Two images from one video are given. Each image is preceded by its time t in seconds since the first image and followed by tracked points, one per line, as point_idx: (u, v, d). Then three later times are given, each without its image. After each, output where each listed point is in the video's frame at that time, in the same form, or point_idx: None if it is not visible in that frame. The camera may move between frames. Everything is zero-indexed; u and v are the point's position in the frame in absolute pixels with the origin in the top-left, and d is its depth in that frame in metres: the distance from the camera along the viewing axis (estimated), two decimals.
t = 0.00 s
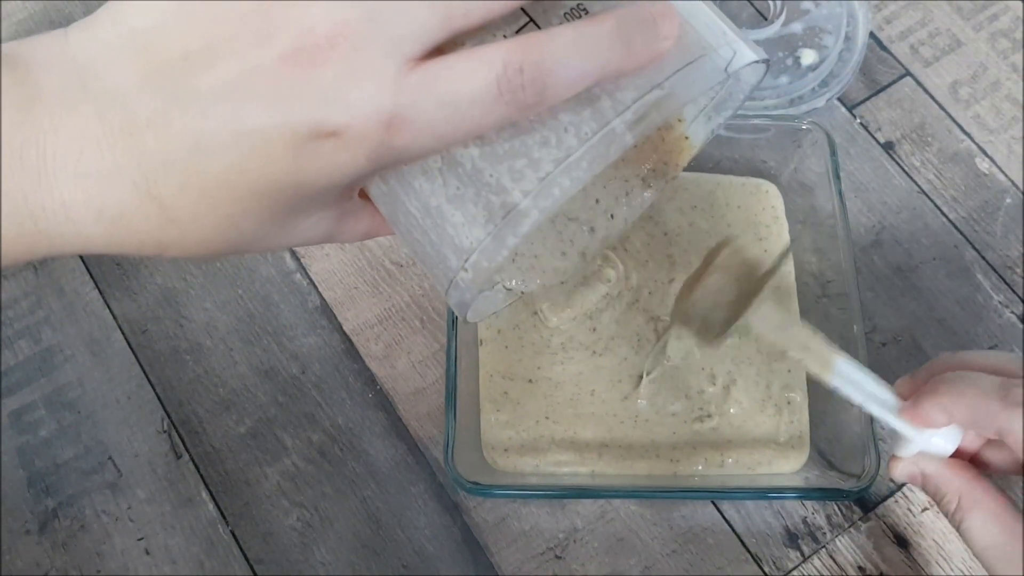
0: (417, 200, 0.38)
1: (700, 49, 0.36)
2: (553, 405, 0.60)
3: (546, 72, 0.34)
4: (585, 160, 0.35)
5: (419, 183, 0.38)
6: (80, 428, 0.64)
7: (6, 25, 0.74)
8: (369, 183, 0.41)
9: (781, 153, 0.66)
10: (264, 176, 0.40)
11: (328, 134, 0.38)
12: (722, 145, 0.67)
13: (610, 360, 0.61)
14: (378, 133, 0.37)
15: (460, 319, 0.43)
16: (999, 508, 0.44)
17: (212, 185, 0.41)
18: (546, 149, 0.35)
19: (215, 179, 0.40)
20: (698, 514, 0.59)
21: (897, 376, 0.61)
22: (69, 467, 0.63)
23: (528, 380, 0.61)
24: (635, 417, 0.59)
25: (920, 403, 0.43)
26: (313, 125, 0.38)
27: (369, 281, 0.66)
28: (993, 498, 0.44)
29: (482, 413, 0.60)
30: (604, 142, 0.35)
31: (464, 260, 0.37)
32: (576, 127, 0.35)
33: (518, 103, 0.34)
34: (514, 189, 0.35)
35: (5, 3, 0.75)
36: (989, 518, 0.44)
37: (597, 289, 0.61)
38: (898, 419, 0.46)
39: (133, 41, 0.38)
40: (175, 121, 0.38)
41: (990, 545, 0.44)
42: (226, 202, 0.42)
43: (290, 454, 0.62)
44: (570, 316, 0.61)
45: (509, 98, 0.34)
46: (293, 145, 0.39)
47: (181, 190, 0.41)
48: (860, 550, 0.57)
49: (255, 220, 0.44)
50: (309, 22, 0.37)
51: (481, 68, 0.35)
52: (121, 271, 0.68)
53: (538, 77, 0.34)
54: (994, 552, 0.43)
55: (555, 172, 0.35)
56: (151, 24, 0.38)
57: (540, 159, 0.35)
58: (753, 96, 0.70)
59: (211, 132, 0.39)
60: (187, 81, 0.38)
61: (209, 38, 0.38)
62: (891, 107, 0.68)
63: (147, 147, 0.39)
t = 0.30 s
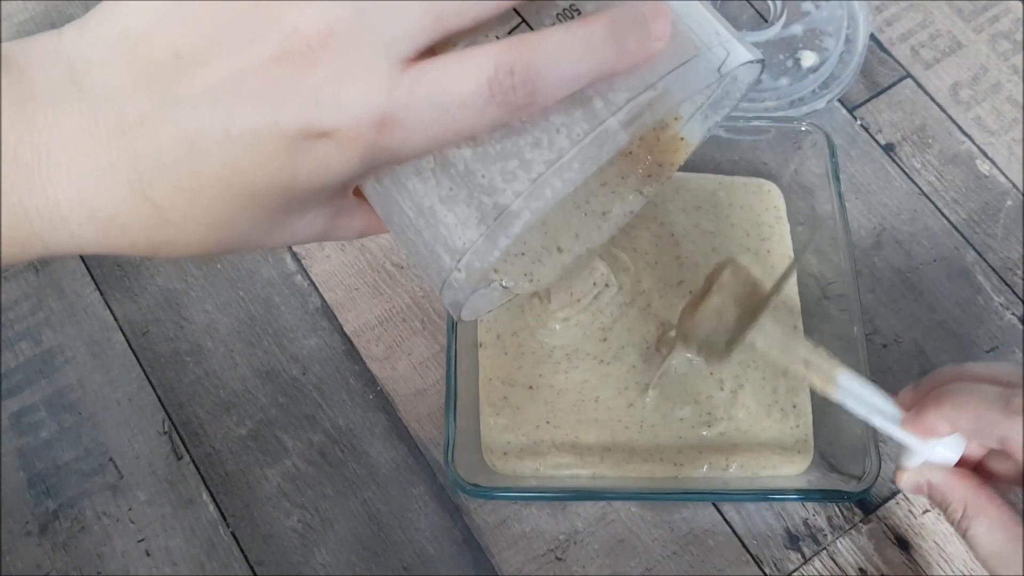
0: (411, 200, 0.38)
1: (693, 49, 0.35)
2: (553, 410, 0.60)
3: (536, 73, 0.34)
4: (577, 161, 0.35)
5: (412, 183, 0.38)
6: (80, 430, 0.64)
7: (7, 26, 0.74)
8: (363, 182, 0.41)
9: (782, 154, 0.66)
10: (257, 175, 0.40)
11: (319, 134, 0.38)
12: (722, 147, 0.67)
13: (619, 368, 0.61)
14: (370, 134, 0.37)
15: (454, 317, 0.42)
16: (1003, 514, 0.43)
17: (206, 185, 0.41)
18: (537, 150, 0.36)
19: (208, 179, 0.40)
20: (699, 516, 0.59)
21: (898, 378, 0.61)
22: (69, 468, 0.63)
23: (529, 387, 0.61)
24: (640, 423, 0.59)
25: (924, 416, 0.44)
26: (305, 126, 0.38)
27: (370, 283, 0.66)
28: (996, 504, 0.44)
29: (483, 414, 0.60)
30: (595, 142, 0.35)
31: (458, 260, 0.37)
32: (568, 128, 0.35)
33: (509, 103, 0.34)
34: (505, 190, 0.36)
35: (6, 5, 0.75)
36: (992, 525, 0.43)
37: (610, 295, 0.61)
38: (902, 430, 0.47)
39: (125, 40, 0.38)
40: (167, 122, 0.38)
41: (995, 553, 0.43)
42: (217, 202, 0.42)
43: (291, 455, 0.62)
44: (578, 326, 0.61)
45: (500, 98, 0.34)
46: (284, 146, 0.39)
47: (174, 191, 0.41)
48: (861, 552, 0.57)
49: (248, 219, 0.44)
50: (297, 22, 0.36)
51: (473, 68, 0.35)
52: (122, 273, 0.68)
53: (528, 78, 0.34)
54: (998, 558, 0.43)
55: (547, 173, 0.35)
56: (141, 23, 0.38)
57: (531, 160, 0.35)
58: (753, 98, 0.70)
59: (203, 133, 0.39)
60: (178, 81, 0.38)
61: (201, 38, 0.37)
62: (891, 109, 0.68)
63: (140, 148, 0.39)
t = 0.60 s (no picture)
0: (395, 211, 0.38)
1: (663, 47, 0.35)
2: (554, 411, 0.60)
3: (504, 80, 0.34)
4: (552, 167, 0.35)
5: (396, 197, 0.38)
6: (80, 429, 0.64)
7: (7, 26, 0.74)
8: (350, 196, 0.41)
9: (782, 154, 0.66)
10: (238, 201, 0.40)
11: (296, 155, 0.38)
12: (722, 147, 0.67)
13: (622, 372, 0.61)
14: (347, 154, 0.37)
15: (447, 321, 0.42)
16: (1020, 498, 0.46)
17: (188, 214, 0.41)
18: (514, 157, 0.35)
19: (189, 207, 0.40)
20: (698, 516, 0.59)
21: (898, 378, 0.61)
22: (69, 468, 0.63)
23: (528, 390, 0.61)
24: (642, 425, 0.59)
25: (957, 388, 0.46)
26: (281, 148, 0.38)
27: (369, 283, 0.66)
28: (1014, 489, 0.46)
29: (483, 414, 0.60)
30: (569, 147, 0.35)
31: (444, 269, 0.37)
32: (542, 134, 0.35)
33: (479, 116, 0.34)
34: (485, 199, 0.35)
35: (6, 5, 0.75)
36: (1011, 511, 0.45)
37: (620, 298, 0.63)
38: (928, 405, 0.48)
39: (101, 75, 0.38)
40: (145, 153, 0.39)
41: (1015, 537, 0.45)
42: (200, 229, 0.42)
43: (291, 455, 0.62)
44: (582, 334, 0.62)
45: (470, 111, 0.34)
46: (263, 170, 0.39)
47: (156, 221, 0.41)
48: (861, 553, 0.57)
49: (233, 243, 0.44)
50: (267, 43, 0.36)
51: (442, 84, 0.35)
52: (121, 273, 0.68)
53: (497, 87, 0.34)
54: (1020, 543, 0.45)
55: (524, 180, 0.35)
56: (115, 56, 0.38)
57: (508, 168, 0.35)
58: (753, 98, 0.70)
59: (181, 162, 0.39)
60: (154, 111, 0.38)
61: (177, 66, 0.37)
62: (891, 109, 0.68)
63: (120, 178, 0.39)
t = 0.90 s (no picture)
0: (366, 207, 0.39)
1: (616, 35, 0.36)
2: (554, 413, 0.60)
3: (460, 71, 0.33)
4: (512, 154, 0.36)
5: (365, 194, 0.39)
6: (80, 429, 0.64)
7: (7, 26, 0.74)
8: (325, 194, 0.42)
9: (782, 155, 0.66)
10: (204, 201, 0.41)
11: (265, 151, 0.38)
12: (722, 148, 0.67)
13: (624, 374, 0.61)
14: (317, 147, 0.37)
15: (425, 316, 0.44)
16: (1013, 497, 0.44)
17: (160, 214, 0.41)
18: (475, 147, 0.36)
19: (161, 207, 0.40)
20: (698, 517, 0.59)
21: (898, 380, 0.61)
22: (69, 468, 0.63)
23: (528, 391, 0.61)
24: (643, 427, 0.59)
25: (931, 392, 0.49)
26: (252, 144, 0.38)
27: (369, 283, 0.66)
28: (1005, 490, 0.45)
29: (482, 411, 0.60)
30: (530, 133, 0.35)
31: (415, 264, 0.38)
32: (501, 123, 0.35)
33: (435, 107, 0.34)
34: (450, 190, 0.36)
35: (6, 5, 0.75)
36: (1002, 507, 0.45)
37: (624, 299, 0.63)
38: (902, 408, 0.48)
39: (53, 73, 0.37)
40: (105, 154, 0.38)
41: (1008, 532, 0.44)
42: (169, 230, 0.42)
43: (291, 456, 0.62)
44: (585, 337, 0.62)
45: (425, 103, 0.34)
46: (228, 169, 0.39)
47: (125, 222, 0.41)
48: (861, 554, 0.57)
49: (205, 242, 0.44)
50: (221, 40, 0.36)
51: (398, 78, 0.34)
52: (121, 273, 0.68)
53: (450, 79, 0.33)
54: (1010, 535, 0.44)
55: (487, 169, 0.35)
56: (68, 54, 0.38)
57: (470, 159, 0.36)
58: (753, 99, 0.69)
59: (147, 163, 0.38)
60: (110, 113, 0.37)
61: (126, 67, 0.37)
62: (891, 110, 0.68)
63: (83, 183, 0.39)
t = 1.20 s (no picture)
0: (364, 252, 0.40)
1: (611, 80, 0.37)
2: (555, 413, 0.60)
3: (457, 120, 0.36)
4: (508, 198, 0.36)
5: (361, 238, 0.40)
6: (81, 428, 0.64)
7: (7, 25, 0.74)
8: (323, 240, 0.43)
9: (782, 154, 0.67)
10: (202, 248, 0.42)
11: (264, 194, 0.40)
12: (723, 146, 0.67)
13: (627, 374, 0.61)
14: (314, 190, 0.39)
15: (423, 360, 0.44)
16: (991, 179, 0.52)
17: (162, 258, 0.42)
18: (471, 192, 0.37)
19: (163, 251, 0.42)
20: (698, 516, 0.59)
21: (897, 378, 0.61)
22: (69, 467, 0.63)
23: (528, 392, 0.61)
24: (645, 426, 0.59)
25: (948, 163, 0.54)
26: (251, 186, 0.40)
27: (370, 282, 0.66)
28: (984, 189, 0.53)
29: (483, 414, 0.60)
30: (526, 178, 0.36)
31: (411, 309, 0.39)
32: (497, 167, 0.37)
33: (431, 154, 0.36)
34: (445, 234, 0.37)
35: (6, 4, 0.75)
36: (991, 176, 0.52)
37: (628, 299, 0.63)
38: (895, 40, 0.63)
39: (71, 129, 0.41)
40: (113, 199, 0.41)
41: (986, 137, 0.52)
42: (171, 275, 0.43)
43: (291, 455, 0.62)
44: (589, 339, 0.62)
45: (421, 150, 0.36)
46: (227, 214, 0.41)
47: (127, 267, 0.43)
48: (860, 552, 0.57)
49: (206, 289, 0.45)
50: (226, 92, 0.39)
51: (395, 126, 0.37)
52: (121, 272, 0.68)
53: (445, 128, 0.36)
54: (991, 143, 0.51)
55: (483, 214, 0.36)
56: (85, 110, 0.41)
57: (466, 203, 0.37)
58: (753, 98, 0.70)
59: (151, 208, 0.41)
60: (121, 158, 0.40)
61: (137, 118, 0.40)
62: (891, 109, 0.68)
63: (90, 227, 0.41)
